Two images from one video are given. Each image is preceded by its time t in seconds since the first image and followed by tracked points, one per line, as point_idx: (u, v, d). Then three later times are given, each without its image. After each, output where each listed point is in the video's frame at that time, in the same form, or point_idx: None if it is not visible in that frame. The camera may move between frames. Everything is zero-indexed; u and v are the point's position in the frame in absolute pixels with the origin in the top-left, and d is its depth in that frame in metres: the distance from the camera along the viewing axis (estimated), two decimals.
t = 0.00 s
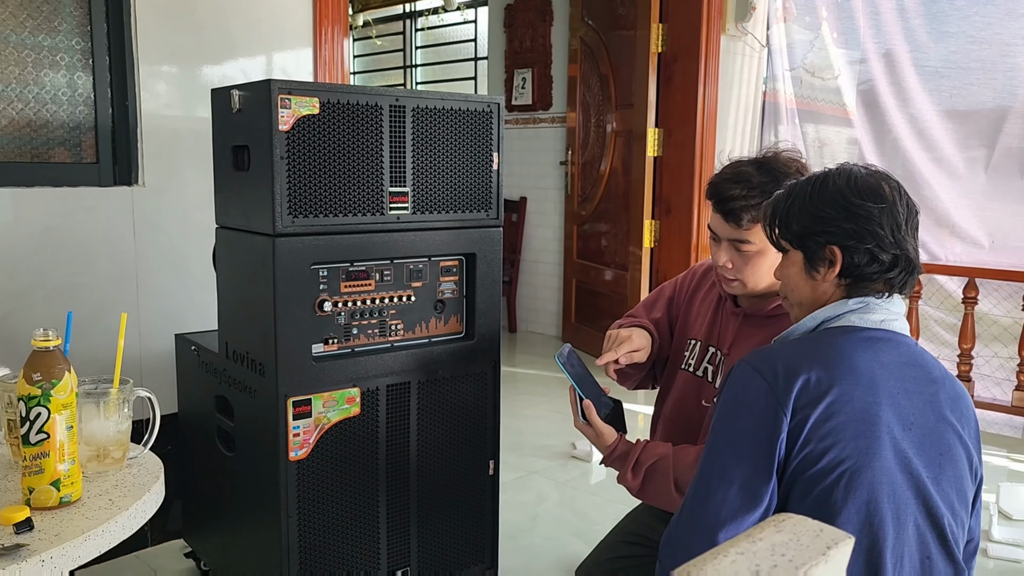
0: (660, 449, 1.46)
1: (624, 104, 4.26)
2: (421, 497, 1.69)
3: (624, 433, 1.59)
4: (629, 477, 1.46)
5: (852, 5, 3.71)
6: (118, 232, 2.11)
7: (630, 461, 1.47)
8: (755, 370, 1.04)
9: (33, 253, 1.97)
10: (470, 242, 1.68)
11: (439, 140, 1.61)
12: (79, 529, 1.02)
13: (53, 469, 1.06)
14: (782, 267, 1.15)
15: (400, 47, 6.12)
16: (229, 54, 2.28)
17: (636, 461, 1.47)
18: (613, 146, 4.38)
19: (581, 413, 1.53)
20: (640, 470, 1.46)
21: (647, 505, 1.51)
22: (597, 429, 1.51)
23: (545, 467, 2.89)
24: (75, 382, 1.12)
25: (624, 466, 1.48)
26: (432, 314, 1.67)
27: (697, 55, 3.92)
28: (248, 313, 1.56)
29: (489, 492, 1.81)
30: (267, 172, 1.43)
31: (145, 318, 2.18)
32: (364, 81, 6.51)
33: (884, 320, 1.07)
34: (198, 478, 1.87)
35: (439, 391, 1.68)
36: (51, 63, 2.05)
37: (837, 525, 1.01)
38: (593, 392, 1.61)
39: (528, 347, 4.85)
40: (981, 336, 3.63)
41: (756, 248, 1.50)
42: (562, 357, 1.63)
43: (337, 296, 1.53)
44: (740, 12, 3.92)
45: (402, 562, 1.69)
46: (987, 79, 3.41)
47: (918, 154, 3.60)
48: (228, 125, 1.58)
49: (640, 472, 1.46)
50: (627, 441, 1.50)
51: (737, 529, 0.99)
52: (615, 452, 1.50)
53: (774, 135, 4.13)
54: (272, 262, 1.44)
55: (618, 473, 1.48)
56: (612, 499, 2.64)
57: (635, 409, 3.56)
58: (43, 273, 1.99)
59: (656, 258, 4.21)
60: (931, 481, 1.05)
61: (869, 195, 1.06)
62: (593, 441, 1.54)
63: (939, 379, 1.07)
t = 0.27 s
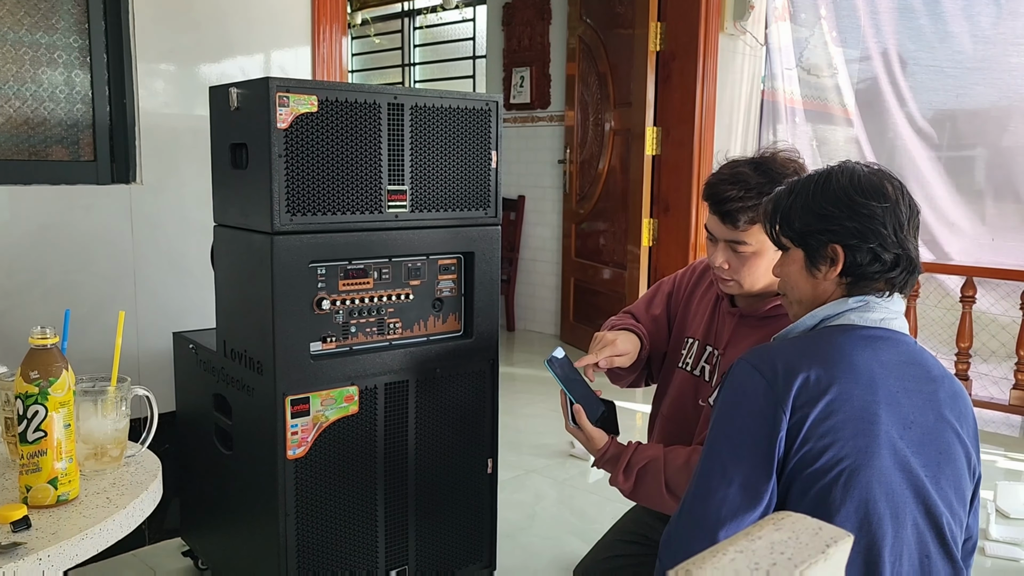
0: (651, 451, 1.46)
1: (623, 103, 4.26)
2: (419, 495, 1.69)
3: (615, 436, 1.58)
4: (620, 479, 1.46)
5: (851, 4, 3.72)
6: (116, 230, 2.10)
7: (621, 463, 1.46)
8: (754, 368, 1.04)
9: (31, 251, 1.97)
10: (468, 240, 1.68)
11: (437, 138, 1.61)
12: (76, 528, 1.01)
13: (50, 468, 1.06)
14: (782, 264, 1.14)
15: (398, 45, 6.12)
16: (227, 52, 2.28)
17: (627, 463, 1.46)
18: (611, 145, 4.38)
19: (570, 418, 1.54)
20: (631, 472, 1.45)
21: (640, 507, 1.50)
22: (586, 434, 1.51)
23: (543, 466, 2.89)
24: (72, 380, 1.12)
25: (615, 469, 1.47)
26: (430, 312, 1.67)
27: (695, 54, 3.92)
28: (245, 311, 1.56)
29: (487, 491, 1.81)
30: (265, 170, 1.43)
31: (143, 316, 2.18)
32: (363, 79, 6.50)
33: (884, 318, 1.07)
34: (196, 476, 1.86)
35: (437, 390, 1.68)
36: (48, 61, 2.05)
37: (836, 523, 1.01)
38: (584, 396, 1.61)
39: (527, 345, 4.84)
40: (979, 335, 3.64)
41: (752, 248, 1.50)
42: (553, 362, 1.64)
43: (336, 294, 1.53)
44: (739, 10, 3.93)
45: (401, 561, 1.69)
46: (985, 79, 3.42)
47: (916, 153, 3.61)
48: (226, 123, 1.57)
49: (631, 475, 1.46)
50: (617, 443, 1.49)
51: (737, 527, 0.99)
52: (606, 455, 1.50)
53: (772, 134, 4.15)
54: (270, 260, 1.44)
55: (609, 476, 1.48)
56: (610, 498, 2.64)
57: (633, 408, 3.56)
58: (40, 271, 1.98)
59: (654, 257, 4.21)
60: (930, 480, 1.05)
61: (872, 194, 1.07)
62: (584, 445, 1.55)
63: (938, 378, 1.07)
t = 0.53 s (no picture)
0: (641, 453, 1.46)
1: (621, 102, 4.26)
2: (417, 495, 1.69)
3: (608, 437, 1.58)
4: (610, 481, 1.46)
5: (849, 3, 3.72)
6: (113, 230, 2.10)
7: (611, 465, 1.47)
8: (751, 368, 1.04)
9: (29, 250, 1.96)
10: (466, 239, 1.68)
11: (435, 137, 1.61)
12: (74, 527, 1.01)
13: (47, 467, 1.06)
14: (778, 264, 1.14)
15: (396, 44, 6.11)
16: (225, 51, 2.28)
17: (617, 465, 1.47)
18: (609, 144, 4.38)
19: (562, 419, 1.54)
20: (621, 474, 1.46)
21: (632, 508, 1.50)
22: (577, 435, 1.51)
23: (542, 465, 2.89)
24: (69, 379, 1.12)
25: (605, 471, 1.47)
26: (428, 311, 1.67)
27: (693, 53, 3.92)
28: (243, 310, 1.56)
29: (485, 490, 1.81)
30: (263, 170, 1.43)
31: (141, 315, 2.18)
32: (361, 78, 6.50)
33: (880, 317, 1.07)
34: (194, 476, 1.86)
35: (435, 389, 1.68)
36: (46, 60, 2.04)
37: (833, 523, 1.01)
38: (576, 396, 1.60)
39: (525, 345, 4.84)
40: (977, 333, 3.64)
41: (744, 251, 1.51)
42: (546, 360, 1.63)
43: (333, 293, 1.53)
44: (737, 9, 3.93)
45: (398, 561, 1.69)
46: (983, 78, 3.42)
47: (914, 152, 3.61)
48: (224, 122, 1.57)
49: (621, 477, 1.46)
50: (608, 445, 1.50)
51: (734, 527, 0.99)
52: (597, 456, 1.50)
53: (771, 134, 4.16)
54: (268, 260, 1.44)
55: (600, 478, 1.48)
56: (608, 497, 2.64)
57: (631, 407, 3.56)
58: (37, 270, 1.98)
59: (652, 256, 4.21)
60: (927, 479, 1.05)
61: (868, 193, 1.07)
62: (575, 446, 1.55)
63: (934, 376, 1.07)
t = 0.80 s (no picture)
0: (635, 453, 1.46)
1: (620, 101, 4.26)
2: (417, 494, 1.69)
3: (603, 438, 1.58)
4: (603, 482, 1.46)
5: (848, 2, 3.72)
6: (113, 230, 2.10)
7: (604, 465, 1.47)
8: (750, 368, 1.04)
9: (29, 250, 1.96)
10: (465, 239, 1.68)
11: (434, 136, 1.61)
12: (73, 527, 1.01)
13: (47, 467, 1.06)
14: (778, 265, 1.14)
15: (396, 44, 6.11)
16: (224, 51, 2.28)
17: (611, 466, 1.47)
18: (609, 144, 4.38)
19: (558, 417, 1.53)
20: (615, 475, 1.46)
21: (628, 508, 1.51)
22: (572, 433, 1.51)
23: (541, 465, 2.89)
24: (69, 379, 1.12)
25: (598, 471, 1.47)
26: (428, 310, 1.67)
27: (692, 52, 3.92)
28: (243, 310, 1.56)
29: (485, 490, 1.81)
30: (263, 169, 1.43)
31: (141, 315, 2.18)
32: (361, 78, 6.50)
33: (879, 316, 1.07)
34: (194, 476, 1.86)
35: (435, 389, 1.68)
36: (45, 60, 2.04)
37: (833, 522, 1.01)
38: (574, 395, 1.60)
39: (525, 344, 4.84)
40: (977, 332, 3.64)
41: (739, 252, 1.51)
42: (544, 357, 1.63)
43: (333, 293, 1.53)
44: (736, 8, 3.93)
45: (399, 561, 1.69)
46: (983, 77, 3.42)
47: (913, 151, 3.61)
48: (224, 122, 1.57)
49: (615, 477, 1.46)
50: (602, 446, 1.50)
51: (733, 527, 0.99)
52: (591, 455, 1.50)
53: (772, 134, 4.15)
54: (268, 259, 1.44)
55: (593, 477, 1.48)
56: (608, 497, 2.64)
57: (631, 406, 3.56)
58: (37, 270, 1.98)
59: (652, 255, 4.21)
60: (926, 477, 1.05)
61: (867, 193, 1.07)
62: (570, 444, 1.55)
63: (933, 375, 1.07)
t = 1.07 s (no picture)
0: (636, 453, 1.46)
1: (621, 102, 4.25)
2: (419, 495, 1.69)
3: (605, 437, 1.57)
4: (605, 482, 1.46)
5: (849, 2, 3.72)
6: (114, 231, 2.10)
7: (605, 464, 1.46)
8: (752, 368, 1.04)
9: (31, 250, 1.97)
10: (466, 240, 1.68)
11: (435, 137, 1.61)
12: (76, 528, 1.01)
13: (49, 468, 1.06)
14: (779, 266, 1.14)
15: (397, 45, 6.11)
16: (226, 52, 2.28)
17: (612, 466, 1.46)
18: (610, 144, 4.38)
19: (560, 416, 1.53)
20: (616, 474, 1.45)
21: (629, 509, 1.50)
22: (574, 433, 1.50)
23: (543, 465, 2.89)
24: (71, 380, 1.12)
25: (600, 471, 1.47)
26: (429, 311, 1.67)
27: (693, 52, 3.92)
28: (244, 311, 1.56)
29: (487, 490, 1.81)
30: (264, 170, 1.43)
31: (142, 316, 2.18)
32: (362, 79, 6.51)
33: (881, 317, 1.07)
34: (195, 477, 1.87)
35: (436, 389, 1.68)
36: (46, 61, 2.05)
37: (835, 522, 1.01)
38: (576, 394, 1.60)
39: (526, 345, 4.84)
40: (978, 332, 3.64)
41: (739, 253, 1.50)
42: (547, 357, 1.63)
43: (335, 294, 1.53)
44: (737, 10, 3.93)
45: (400, 561, 1.69)
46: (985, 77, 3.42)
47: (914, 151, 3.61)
48: (225, 123, 1.57)
49: (617, 477, 1.45)
50: (604, 445, 1.49)
51: (735, 528, 0.99)
52: (592, 455, 1.49)
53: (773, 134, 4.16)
54: (269, 260, 1.44)
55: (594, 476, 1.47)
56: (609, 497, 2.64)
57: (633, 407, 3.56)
58: (39, 271, 1.98)
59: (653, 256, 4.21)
60: (927, 478, 1.05)
61: (870, 193, 1.07)
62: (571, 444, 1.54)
63: (935, 376, 1.07)
